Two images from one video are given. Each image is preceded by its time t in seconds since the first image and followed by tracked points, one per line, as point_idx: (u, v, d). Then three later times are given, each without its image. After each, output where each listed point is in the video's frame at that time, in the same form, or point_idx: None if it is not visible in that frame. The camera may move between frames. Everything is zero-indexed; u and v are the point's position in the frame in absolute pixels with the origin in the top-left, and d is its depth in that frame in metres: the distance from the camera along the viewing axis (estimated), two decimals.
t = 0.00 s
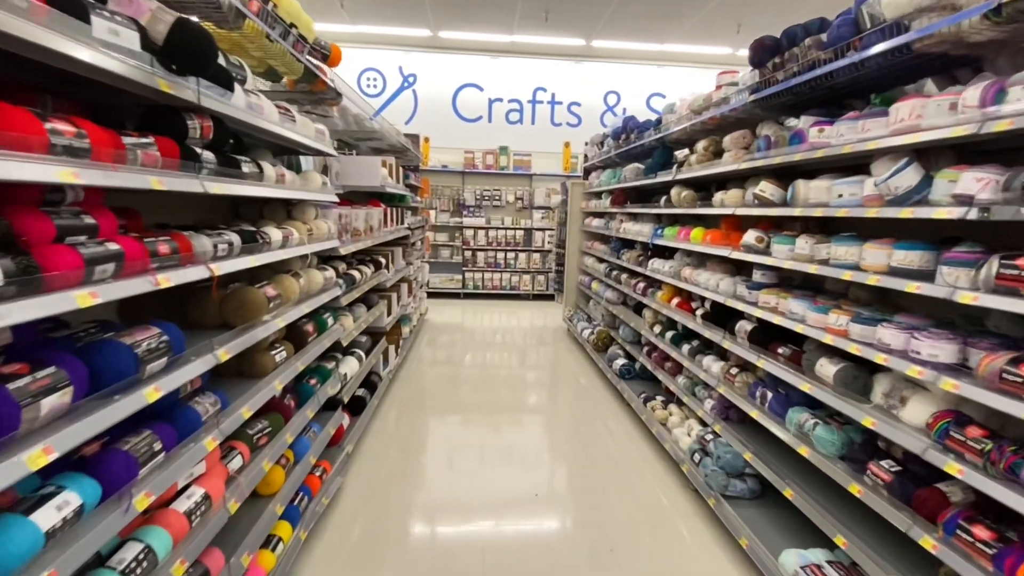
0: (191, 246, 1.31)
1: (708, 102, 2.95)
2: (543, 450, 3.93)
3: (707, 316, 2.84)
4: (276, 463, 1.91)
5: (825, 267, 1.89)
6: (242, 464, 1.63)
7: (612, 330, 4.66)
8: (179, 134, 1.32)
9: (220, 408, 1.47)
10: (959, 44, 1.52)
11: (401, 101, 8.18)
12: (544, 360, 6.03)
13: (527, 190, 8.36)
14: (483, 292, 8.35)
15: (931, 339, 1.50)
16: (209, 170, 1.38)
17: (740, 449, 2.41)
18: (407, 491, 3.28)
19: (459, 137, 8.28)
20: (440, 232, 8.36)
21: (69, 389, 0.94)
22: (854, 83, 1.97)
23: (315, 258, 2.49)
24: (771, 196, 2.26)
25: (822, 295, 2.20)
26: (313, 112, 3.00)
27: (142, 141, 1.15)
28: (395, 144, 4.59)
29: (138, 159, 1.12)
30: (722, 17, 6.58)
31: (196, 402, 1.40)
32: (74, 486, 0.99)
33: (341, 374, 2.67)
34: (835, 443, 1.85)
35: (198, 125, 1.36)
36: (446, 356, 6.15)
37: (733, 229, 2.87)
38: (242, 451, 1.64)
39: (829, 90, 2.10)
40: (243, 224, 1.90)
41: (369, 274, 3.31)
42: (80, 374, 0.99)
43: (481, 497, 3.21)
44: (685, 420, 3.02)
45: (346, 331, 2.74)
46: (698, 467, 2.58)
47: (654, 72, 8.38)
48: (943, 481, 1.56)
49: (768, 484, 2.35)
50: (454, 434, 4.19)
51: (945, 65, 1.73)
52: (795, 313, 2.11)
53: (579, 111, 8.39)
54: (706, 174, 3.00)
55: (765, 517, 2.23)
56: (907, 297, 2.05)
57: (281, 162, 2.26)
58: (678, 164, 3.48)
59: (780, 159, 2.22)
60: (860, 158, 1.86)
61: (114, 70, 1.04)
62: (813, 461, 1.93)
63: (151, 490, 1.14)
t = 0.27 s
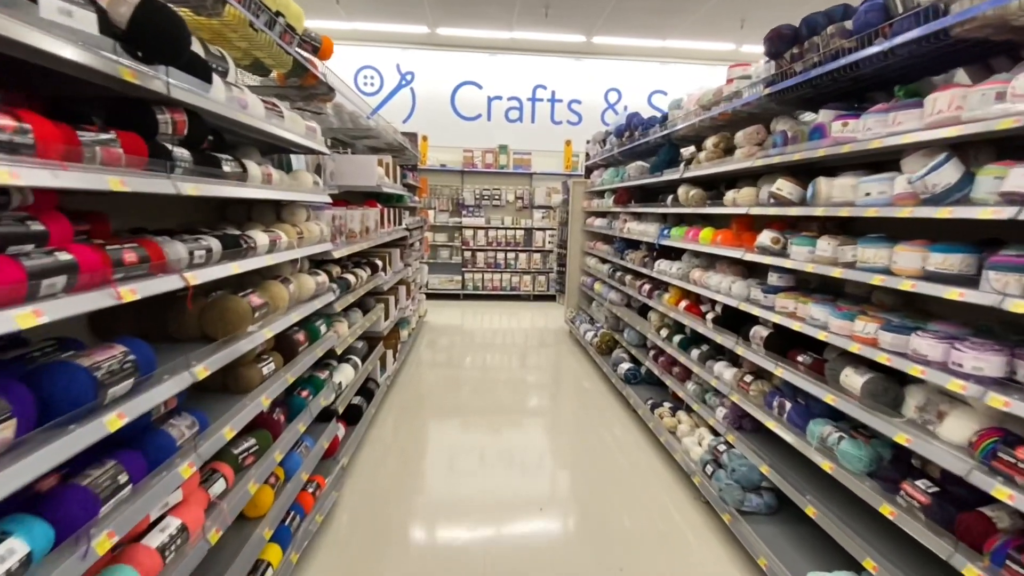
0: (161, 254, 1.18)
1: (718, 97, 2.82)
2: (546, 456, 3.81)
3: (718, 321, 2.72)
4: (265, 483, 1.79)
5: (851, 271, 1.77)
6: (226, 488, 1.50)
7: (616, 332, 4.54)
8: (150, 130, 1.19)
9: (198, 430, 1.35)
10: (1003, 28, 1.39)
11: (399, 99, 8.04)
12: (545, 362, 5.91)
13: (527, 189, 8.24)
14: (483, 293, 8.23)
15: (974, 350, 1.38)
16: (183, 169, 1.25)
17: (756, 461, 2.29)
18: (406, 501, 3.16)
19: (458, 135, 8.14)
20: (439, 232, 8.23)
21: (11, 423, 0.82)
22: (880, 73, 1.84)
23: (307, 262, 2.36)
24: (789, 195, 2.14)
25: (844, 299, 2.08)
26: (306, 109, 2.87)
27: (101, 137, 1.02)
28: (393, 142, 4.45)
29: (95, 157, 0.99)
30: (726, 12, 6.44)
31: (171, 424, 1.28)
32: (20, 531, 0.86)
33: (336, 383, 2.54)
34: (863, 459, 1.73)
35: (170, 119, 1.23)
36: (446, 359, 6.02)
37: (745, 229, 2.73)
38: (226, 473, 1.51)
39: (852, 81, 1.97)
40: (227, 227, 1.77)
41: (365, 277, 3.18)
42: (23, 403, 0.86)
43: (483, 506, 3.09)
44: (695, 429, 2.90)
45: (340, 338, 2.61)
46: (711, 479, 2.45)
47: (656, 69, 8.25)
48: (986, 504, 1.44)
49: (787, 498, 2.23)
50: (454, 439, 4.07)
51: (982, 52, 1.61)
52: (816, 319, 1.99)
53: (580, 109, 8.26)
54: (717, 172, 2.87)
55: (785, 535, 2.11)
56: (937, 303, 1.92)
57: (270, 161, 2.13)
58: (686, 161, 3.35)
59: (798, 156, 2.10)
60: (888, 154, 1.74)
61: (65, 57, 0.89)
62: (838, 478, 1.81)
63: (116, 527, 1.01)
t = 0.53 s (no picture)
0: (125, 260, 1.07)
1: (727, 90, 2.71)
2: (549, 461, 3.70)
3: (728, 324, 2.60)
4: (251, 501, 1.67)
5: (875, 272, 1.66)
6: (206, 511, 1.39)
7: (619, 334, 4.43)
8: (114, 124, 1.08)
9: (172, 451, 1.23)
10: None
11: (396, 97, 7.92)
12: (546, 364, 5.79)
13: (526, 188, 8.12)
14: (482, 293, 8.12)
15: (1015, 358, 1.27)
16: (152, 167, 1.13)
17: (770, 472, 2.18)
18: (404, 509, 3.06)
19: (457, 134, 8.02)
20: (438, 232, 8.11)
21: None
22: (905, 61, 1.73)
23: (298, 265, 2.25)
24: (805, 192, 2.02)
25: (864, 302, 1.97)
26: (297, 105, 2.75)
27: (52, 130, 0.91)
28: (390, 140, 4.34)
29: (43, 153, 0.87)
30: (728, 7, 6.32)
31: (141, 447, 1.17)
32: None
33: (329, 391, 2.43)
34: (889, 472, 1.62)
35: (135, 112, 1.12)
36: (445, 360, 5.91)
37: (756, 229, 2.61)
38: (207, 495, 1.40)
39: (873, 71, 1.86)
40: (209, 230, 1.66)
41: (360, 280, 3.06)
42: None
43: (483, 515, 2.98)
44: (704, 436, 2.79)
45: (333, 344, 2.50)
46: (722, 491, 2.34)
47: (657, 65, 8.13)
48: None
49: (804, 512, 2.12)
50: (454, 443, 3.96)
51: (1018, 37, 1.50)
52: (836, 323, 1.87)
53: (580, 106, 8.14)
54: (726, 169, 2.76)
55: (802, 551, 2.00)
56: (964, 305, 1.81)
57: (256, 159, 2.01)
58: (692, 158, 3.24)
59: (815, 151, 1.98)
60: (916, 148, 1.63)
61: (10, 42, 0.77)
62: (861, 492, 1.70)
63: (73, 567, 0.90)
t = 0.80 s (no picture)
0: (83, 265, 0.96)
1: (735, 82, 2.60)
2: (550, 464, 3.60)
3: (737, 326, 2.50)
4: (235, 520, 1.57)
5: (899, 273, 1.55)
6: (182, 536, 1.28)
7: (622, 335, 4.32)
8: (69, 113, 0.97)
9: (140, 474, 1.13)
10: None
11: (393, 95, 7.80)
12: (547, 365, 5.69)
13: (526, 186, 8.01)
14: (482, 293, 8.01)
15: None
16: (113, 161, 1.02)
17: (783, 482, 2.07)
18: (402, 516, 2.96)
19: (455, 131, 7.91)
20: (436, 232, 8.00)
21: None
22: (930, 46, 1.63)
23: (287, 267, 2.14)
24: (822, 187, 1.91)
25: (884, 303, 1.87)
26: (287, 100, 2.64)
27: None
28: (385, 138, 4.23)
29: None
30: (731, 1, 6.21)
31: (104, 471, 1.06)
32: None
33: (321, 399, 2.32)
34: (916, 487, 1.52)
35: (93, 99, 1.00)
36: (444, 361, 5.81)
37: (766, 226, 2.51)
38: (183, 518, 1.30)
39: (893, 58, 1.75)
40: (188, 231, 1.55)
41: (354, 281, 2.95)
42: None
43: (482, 522, 2.89)
44: (712, 443, 2.68)
45: (325, 349, 2.39)
46: (733, 501, 2.24)
47: (658, 61, 8.02)
48: None
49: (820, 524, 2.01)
50: (453, 446, 3.87)
51: None
52: (854, 327, 1.77)
53: (580, 103, 8.03)
54: (734, 164, 2.65)
55: (819, 566, 1.90)
56: (991, 307, 1.71)
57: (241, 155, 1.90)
58: (698, 153, 3.13)
59: (832, 144, 1.87)
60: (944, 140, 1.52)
61: None
62: (884, 507, 1.60)
63: None
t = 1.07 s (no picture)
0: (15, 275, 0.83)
1: (741, 73, 2.48)
2: (549, 469, 3.53)
3: (744, 329, 2.38)
4: (207, 546, 1.45)
5: (926, 274, 1.43)
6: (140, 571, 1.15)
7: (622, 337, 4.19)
8: None
9: (84, 506, 1.00)
10: None
11: (388, 93, 7.67)
12: (546, 367, 5.56)
13: (523, 185, 7.88)
14: (479, 294, 7.89)
15: None
16: (46, 153, 0.89)
17: (796, 495, 1.96)
18: (396, 525, 2.86)
19: (451, 129, 7.77)
20: (432, 232, 7.87)
21: None
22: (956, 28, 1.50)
23: (267, 269, 2.01)
24: (836, 182, 1.79)
25: (904, 306, 1.74)
26: (271, 94, 2.51)
27: None
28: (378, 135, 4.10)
29: None
30: None
31: (39, 506, 0.93)
32: None
33: (306, 410, 2.19)
34: (945, 506, 1.40)
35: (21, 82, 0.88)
36: (441, 363, 5.69)
37: (773, 225, 2.40)
38: (141, 550, 1.17)
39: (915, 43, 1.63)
40: (152, 232, 1.42)
41: (343, 284, 2.83)
42: None
43: (479, 534, 2.79)
44: (718, 452, 2.56)
45: (311, 357, 2.27)
46: (742, 514, 2.12)
47: (656, 57, 7.89)
48: None
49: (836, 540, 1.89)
50: (450, 451, 3.76)
51: None
52: (874, 332, 1.64)
53: (577, 100, 7.90)
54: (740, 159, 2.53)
55: None
56: (1021, 310, 1.59)
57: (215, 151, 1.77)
58: (701, 149, 3.01)
59: (848, 135, 1.75)
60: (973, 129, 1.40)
61: None
62: (909, 528, 1.48)
63: None
